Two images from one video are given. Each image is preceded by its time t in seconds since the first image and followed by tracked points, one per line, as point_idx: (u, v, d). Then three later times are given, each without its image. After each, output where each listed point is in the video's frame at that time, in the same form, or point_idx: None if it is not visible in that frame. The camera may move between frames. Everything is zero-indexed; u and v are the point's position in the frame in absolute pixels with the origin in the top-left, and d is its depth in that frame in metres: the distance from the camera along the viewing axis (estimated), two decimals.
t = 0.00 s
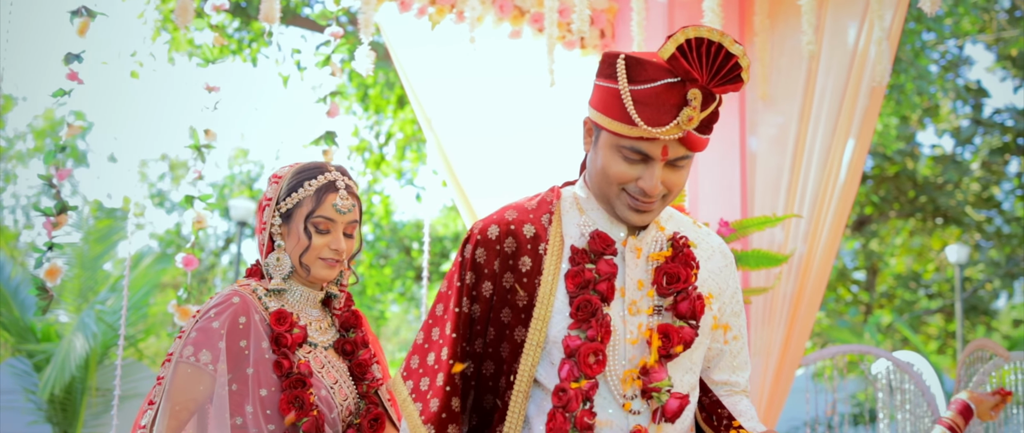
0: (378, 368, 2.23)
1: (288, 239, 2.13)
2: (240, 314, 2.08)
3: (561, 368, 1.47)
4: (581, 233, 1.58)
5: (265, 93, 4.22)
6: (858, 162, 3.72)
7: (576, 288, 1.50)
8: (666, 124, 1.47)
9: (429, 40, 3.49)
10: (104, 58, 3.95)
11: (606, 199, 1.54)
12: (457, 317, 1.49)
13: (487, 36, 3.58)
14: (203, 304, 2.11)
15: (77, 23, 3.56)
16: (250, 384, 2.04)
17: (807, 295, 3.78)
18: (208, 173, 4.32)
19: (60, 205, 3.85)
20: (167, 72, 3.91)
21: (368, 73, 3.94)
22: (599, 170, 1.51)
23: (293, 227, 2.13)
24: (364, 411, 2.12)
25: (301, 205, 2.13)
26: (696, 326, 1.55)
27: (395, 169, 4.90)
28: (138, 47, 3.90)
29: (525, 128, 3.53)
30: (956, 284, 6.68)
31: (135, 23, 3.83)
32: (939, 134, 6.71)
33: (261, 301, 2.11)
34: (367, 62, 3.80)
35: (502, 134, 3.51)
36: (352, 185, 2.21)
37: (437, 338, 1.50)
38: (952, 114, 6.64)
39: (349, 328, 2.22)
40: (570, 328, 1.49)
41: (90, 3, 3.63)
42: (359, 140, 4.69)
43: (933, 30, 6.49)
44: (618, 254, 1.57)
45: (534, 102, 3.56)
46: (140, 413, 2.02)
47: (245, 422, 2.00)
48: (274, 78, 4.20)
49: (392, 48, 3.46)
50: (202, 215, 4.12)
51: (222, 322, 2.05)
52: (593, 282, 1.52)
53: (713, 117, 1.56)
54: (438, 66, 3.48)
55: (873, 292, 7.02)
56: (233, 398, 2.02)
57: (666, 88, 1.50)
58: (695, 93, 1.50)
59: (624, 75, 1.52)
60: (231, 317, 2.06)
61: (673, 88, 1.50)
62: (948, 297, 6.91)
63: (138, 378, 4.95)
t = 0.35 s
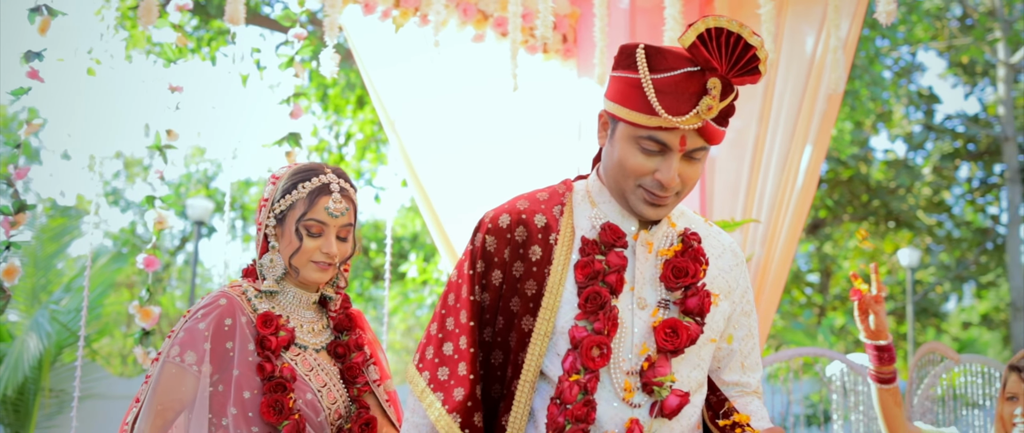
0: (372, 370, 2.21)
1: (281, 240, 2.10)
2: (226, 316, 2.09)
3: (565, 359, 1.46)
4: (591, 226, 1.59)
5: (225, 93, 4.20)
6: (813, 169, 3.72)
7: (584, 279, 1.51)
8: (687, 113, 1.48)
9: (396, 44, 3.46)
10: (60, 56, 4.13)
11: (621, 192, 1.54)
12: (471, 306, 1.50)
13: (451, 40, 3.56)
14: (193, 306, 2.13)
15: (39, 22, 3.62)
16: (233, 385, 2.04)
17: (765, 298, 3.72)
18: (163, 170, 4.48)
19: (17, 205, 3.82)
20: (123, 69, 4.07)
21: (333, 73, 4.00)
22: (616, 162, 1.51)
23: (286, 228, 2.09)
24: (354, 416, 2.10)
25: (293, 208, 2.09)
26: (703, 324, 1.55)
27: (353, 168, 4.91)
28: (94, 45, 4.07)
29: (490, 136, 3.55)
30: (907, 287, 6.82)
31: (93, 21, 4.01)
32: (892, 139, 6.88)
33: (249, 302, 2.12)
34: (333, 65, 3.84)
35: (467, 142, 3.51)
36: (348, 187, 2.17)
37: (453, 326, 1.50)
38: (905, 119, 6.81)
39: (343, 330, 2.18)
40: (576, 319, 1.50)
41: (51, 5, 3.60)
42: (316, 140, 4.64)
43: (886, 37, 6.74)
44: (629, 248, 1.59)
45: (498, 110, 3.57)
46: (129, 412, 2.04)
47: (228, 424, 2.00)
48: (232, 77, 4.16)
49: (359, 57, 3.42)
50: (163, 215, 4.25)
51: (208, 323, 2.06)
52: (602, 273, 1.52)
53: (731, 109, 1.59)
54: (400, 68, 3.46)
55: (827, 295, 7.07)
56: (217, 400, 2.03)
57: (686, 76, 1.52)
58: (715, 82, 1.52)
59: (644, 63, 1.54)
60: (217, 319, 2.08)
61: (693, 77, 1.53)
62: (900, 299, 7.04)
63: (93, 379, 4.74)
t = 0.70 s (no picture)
0: (371, 376, 2.21)
1: (278, 245, 2.11)
2: (217, 322, 2.08)
3: (570, 360, 1.46)
4: (593, 226, 1.59)
5: (189, 93, 4.07)
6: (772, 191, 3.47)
7: (587, 277, 1.51)
8: (694, 110, 1.50)
9: (360, 47, 3.50)
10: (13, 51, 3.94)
11: (626, 194, 1.55)
12: (475, 303, 1.49)
13: (419, 43, 3.57)
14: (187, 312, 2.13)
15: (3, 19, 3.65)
16: (222, 391, 2.03)
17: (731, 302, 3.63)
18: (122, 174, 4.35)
19: None
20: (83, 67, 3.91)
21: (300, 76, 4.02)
22: (622, 162, 1.53)
23: (280, 231, 2.11)
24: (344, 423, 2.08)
25: (289, 213, 2.10)
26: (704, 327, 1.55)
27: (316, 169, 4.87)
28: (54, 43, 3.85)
29: (455, 142, 3.50)
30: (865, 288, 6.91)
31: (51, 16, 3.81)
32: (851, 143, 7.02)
33: (244, 308, 2.12)
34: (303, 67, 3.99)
35: (431, 146, 3.49)
36: (344, 193, 2.18)
37: (455, 324, 1.49)
38: (863, 124, 6.96)
39: (340, 337, 2.18)
40: (578, 318, 1.49)
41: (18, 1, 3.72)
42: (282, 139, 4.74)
43: (846, 42, 6.88)
44: (632, 249, 1.59)
45: (464, 114, 3.53)
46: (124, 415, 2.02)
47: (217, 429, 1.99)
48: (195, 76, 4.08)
49: (325, 57, 3.47)
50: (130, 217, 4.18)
51: (198, 329, 2.06)
52: (605, 273, 1.52)
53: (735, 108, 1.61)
54: (366, 69, 3.49)
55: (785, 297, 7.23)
56: (209, 405, 2.02)
57: (693, 73, 1.55)
58: (721, 79, 1.54)
59: (651, 61, 1.56)
60: (208, 324, 2.07)
61: (700, 74, 1.55)
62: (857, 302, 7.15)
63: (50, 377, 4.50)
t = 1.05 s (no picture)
0: (375, 383, 2.22)
1: (280, 249, 2.12)
2: (218, 328, 2.09)
3: (562, 361, 1.37)
4: (585, 229, 1.49)
5: (148, 89, 4.04)
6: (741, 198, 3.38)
7: (579, 280, 1.41)
8: (680, 111, 1.43)
9: (330, 48, 3.44)
10: None
11: (616, 197, 1.46)
12: (468, 305, 1.39)
13: (387, 47, 3.55)
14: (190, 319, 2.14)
15: None
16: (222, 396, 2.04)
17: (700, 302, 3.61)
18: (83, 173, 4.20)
19: None
20: (45, 64, 3.87)
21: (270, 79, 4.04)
22: (611, 165, 1.45)
23: (280, 236, 2.12)
24: (343, 427, 2.08)
25: (290, 218, 2.11)
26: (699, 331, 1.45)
27: (280, 170, 4.67)
28: (13, 40, 3.85)
29: (421, 147, 3.51)
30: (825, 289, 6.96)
31: (12, 14, 3.85)
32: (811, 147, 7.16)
33: (246, 314, 2.13)
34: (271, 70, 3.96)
35: (398, 151, 3.48)
36: (345, 198, 2.19)
37: (449, 327, 1.39)
38: (823, 128, 7.11)
39: (343, 343, 2.19)
40: (571, 321, 1.39)
41: None
42: (243, 138, 4.53)
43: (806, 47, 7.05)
44: (625, 251, 1.48)
45: (431, 120, 3.54)
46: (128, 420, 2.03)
47: None
48: (157, 73, 4.04)
49: (292, 58, 3.42)
50: (97, 217, 4.15)
51: (200, 335, 2.07)
52: (599, 275, 1.42)
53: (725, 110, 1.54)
54: (333, 71, 3.43)
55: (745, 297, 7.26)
56: (211, 410, 2.04)
57: (680, 73, 1.47)
58: (709, 80, 1.47)
59: (637, 60, 1.48)
60: (209, 330, 2.08)
61: (687, 74, 1.48)
62: (816, 303, 7.15)
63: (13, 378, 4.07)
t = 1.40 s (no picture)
0: (381, 385, 2.13)
1: (289, 252, 2.04)
2: (226, 326, 2.01)
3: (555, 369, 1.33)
4: (573, 233, 1.45)
5: (106, 86, 4.19)
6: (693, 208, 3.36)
7: (568, 285, 1.37)
8: (648, 101, 1.38)
9: (293, 50, 3.39)
10: None
11: (595, 198, 1.42)
12: (456, 311, 1.36)
13: (351, 50, 3.54)
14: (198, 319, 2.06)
15: None
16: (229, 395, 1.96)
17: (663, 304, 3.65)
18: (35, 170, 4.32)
19: None
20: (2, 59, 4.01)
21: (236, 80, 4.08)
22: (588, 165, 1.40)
23: (291, 237, 2.04)
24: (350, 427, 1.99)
25: (298, 220, 2.04)
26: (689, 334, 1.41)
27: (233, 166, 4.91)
28: None
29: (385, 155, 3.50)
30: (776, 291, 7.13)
31: None
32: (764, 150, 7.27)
33: (255, 314, 2.05)
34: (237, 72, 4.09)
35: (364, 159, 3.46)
36: (355, 199, 2.12)
37: (436, 333, 1.36)
38: (777, 131, 7.25)
39: (351, 344, 2.11)
40: (561, 326, 1.36)
41: None
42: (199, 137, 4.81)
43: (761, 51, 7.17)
44: (613, 254, 1.44)
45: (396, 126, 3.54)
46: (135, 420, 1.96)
47: None
48: (114, 71, 4.20)
49: (255, 58, 3.33)
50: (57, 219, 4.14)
51: (208, 333, 1.98)
52: (588, 279, 1.38)
53: (703, 104, 1.48)
54: (297, 73, 3.37)
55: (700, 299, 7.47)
56: (219, 409, 1.96)
57: (647, 65, 1.43)
58: (676, 69, 1.42)
59: (605, 56, 1.45)
60: (217, 329, 2.00)
61: (655, 66, 1.43)
62: (768, 304, 7.33)
63: None
